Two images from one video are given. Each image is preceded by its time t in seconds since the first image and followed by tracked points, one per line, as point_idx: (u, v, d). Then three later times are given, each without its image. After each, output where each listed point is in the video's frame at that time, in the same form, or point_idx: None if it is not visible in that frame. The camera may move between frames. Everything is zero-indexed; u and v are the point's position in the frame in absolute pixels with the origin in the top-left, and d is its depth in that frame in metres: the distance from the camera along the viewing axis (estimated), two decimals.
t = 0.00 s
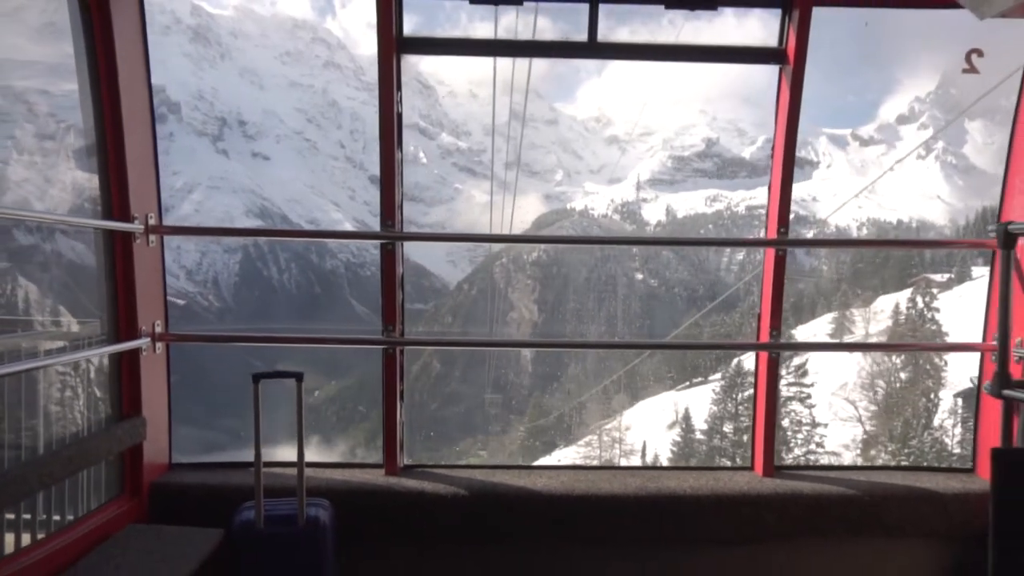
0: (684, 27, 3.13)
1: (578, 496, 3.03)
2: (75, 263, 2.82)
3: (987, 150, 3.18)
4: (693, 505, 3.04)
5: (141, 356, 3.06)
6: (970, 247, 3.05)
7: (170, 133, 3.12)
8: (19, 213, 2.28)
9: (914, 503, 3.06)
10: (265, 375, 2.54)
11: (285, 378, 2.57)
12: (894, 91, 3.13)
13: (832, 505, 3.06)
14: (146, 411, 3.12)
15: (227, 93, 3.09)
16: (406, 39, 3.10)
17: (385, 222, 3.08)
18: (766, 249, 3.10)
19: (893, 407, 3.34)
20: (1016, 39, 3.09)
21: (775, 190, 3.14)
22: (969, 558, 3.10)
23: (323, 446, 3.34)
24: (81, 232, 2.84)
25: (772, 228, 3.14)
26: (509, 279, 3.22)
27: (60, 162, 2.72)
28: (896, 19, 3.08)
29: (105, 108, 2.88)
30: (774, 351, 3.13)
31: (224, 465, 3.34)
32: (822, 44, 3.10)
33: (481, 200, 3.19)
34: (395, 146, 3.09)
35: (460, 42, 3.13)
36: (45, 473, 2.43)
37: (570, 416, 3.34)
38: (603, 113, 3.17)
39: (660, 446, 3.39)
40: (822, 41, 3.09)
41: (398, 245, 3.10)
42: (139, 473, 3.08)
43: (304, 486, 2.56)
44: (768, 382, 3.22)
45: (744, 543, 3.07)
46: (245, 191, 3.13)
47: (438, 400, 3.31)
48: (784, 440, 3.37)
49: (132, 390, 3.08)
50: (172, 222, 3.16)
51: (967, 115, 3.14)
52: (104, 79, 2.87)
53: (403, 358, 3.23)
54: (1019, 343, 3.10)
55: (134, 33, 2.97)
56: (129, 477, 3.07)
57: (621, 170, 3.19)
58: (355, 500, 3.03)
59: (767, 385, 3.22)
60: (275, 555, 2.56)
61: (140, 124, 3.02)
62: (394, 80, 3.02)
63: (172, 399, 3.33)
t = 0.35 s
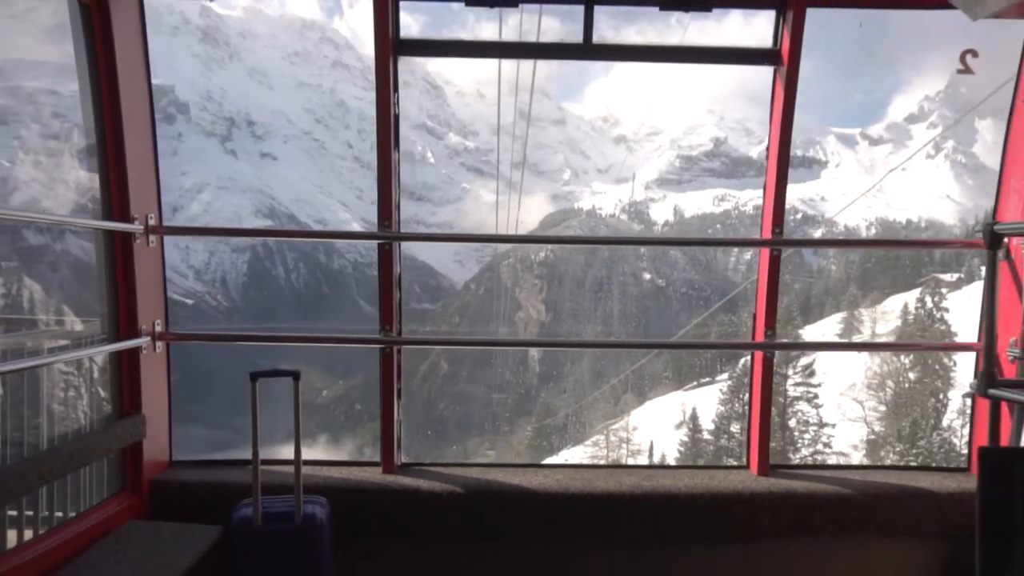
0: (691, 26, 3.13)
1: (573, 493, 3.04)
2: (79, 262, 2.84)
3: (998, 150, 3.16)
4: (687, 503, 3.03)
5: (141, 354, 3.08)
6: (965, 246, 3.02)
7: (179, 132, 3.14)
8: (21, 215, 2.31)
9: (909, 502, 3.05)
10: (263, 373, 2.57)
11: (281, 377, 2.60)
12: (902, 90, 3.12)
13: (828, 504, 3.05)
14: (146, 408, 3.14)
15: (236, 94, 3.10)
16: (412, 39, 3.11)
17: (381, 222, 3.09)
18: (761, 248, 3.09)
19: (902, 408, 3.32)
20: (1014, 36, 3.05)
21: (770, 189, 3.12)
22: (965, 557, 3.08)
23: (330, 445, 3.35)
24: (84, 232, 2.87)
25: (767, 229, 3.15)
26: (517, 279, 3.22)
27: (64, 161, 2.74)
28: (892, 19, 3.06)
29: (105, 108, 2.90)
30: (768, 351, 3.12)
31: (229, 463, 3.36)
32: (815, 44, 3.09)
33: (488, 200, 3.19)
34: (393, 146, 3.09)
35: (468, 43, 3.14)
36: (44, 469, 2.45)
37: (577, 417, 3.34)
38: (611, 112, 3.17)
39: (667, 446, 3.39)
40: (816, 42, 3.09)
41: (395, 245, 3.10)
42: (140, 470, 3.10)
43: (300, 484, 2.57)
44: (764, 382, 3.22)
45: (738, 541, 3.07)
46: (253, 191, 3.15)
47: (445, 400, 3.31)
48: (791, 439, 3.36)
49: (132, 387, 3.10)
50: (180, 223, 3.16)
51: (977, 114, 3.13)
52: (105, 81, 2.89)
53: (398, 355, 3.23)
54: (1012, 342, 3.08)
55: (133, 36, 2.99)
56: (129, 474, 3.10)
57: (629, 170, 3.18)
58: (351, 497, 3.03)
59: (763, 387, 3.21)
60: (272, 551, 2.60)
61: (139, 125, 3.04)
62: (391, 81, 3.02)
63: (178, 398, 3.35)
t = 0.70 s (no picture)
0: (703, 26, 3.12)
1: (572, 491, 3.04)
2: (89, 261, 2.88)
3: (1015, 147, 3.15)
4: (685, 501, 3.03)
5: (146, 352, 3.10)
6: (966, 246, 3.02)
7: (193, 133, 3.16)
8: (27, 217, 2.35)
9: (909, 502, 3.03)
10: (265, 371, 2.59)
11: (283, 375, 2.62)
12: (916, 88, 3.09)
13: (828, 504, 3.03)
14: (151, 406, 3.16)
15: (249, 95, 3.11)
16: (431, 44, 3.14)
17: (382, 222, 3.12)
18: (757, 251, 3.12)
19: (915, 408, 3.30)
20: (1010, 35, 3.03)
21: (769, 189, 3.13)
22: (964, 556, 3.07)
23: (343, 444, 3.36)
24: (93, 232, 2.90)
25: (765, 227, 3.15)
26: (529, 279, 3.22)
27: (73, 162, 2.79)
28: (892, 19, 3.04)
29: (110, 109, 2.93)
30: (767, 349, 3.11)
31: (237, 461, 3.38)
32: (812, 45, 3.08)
33: (500, 200, 3.19)
34: (394, 147, 3.13)
35: (481, 45, 3.15)
36: (50, 465, 2.48)
37: (587, 417, 3.34)
38: (623, 112, 3.17)
39: (679, 447, 3.38)
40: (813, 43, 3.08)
41: (396, 245, 3.13)
42: (145, 467, 3.12)
43: (299, 482, 2.59)
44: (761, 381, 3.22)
45: (736, 539, 3.07)
46: (266, 191, 3.17)
47: (456, 400, 3.32)
48: (803, 440, 3.35)
49: (136, 384, 3.12)
50: (194, 223, 3.18)
51: (992, 112, 3.11)
52: (110, 83, 2.92)
53: (399, 355, 3.25)
54: (1012, 341, 3.04)
55: (138, 39, 3.02)
56: (134, 470, 3.12)
57: (641, 170, 3.17)
58: (352, 495, 3.05)
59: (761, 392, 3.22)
60: (273, 546, 2.62)
61: (145, 126, 3.07)
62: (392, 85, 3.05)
63: (187, 396, 3.37)
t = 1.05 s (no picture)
0: (717, 25, 3.12)
1: (574, 489, 3.04)
2: (100, 260, 2.92)
3: None
4: (685, 500, 3.02)
5: (154, 350, 3.13)
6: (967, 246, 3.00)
7: (208, 134, 3.17)
8: (40, 218, 2.41)
9: (911, 502, 3.01)
10: (270, 369, 2.61)
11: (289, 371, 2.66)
12: (932, 88, 3.07)
13: (830, 504, 3.02)
14: (159, 403, 3.18)
15: (264, 96, 3.13)
16: (445, 46, 3.15)
17: (385, 222, 3.15)
18: (760, 248, 3.09)
19: (930, 410, 3.27)
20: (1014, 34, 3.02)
21: (769, 189, 3.13)
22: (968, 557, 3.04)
23: (356, 444, 3.38)
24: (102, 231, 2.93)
25: (767, 228, 3.16)
26: (542, 279, 3.22)
27: (85, 162, 2.84)
28: (895, 18, 3.02)
29: (118, 112, 2.96)
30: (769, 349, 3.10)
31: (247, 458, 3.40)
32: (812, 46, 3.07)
33: (513, 200, 3.20)
34: (398, 147, 3.16)
35: (494, 46, 3.15)
36: (57, 461, 2.52)
37: (599, 417, 3.33)
38: (636, 112, 3.16)
39: (692, 447, 3.37)
40: (813, 44, 3.07)
41: (400, 245, 3.17)
42: (153, 464, 3.14)
43: (305, 478, 2.62)
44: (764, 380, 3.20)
45: (738, 539, 3.05)
46: (280, 191, 3.19)
47: (468, 400, 3.33)
48: (816, 441, 3.33)
49: (145, 382, 3.14)
50: (209, 223, 3.20)
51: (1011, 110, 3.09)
52: (117, 85, 2.95)
53: (405, 354, 3.27)
54: (1014, 341, 3.01)
55: (146, 41, 3.05)
56: (143, 466, 3.14)
57: (654, 170, 3.16)
58: (357, 492, 3.07)
59: (763, 387, 3.21)
60: (278, 542, 2.64)
61: (152, 126, 3.11)
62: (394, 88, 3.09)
63: (198, 395, 3.39)
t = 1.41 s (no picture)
0: (731, 24, 3.11)
1: (577, 487, 3.03)
2: (111, 260, 2.94)
3: None
4: (688, 499, 3.00)
5: (162, 350, 3.15)
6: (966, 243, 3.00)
7: (222, 136, 3.19)
8: (55, 220, 2.45)
9: (916, 502, 2.99)
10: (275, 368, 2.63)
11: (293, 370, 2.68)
12: (949, 85, 3.05)
13: (837, 504, 3.00)
14: (166, 402, 3.20)
15: (277, 98, 3.15)
16: (458, 48, 3.16)
17: (390, 223, 3.14)
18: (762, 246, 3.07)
19: (947, 410, 3.24)
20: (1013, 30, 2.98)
21: (770, 189, 3.11)
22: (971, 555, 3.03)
23: (370, 444, 3.39)
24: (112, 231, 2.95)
25: (769, 226, 3.12)
26: (554, 279, 3.22)
27: (97, 164, 2.87)
28: (892, 15, 3.00)
29: (125, 114, 2.98)
30: (770, 347, 3.11)
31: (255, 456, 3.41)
32: (812, 47, 3.05)
33: (526, 200, 3.20)
34: (401, 150, 3.15)
35: (507, 47, 3.15)
36: (67, 458, 2.54)
37: (613, 418, 3.32)
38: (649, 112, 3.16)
39: (705, 449, 3.34)
40: (813, 44, 3.05)
41: (404, 244, 3.16)
42: (161, 462, 3.16)
43: (310, 476, 2.63)
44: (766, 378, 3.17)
45: (741, 537, 3.04)
46: (294, 192, 3.20)
47: (480, 401, 3.33)
48: (830, 442, 3.30)
49: (153, 380, 3.15)
50: (222, 225, 3.21)
51: None
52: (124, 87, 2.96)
53: (409, 352, 3.27)
54: (1017, 339, 2.96)
55: (153, 44, 3.06)
56: (152, 463, 3.16)
57: (667, 170, 3.16)
58: (361, 490, 3.07)
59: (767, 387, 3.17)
60: (281, 539, 2.65)
61: (161, 128, 3.12)
62: (398, 88, 3.08)
63: (211, 396, 3.41)
